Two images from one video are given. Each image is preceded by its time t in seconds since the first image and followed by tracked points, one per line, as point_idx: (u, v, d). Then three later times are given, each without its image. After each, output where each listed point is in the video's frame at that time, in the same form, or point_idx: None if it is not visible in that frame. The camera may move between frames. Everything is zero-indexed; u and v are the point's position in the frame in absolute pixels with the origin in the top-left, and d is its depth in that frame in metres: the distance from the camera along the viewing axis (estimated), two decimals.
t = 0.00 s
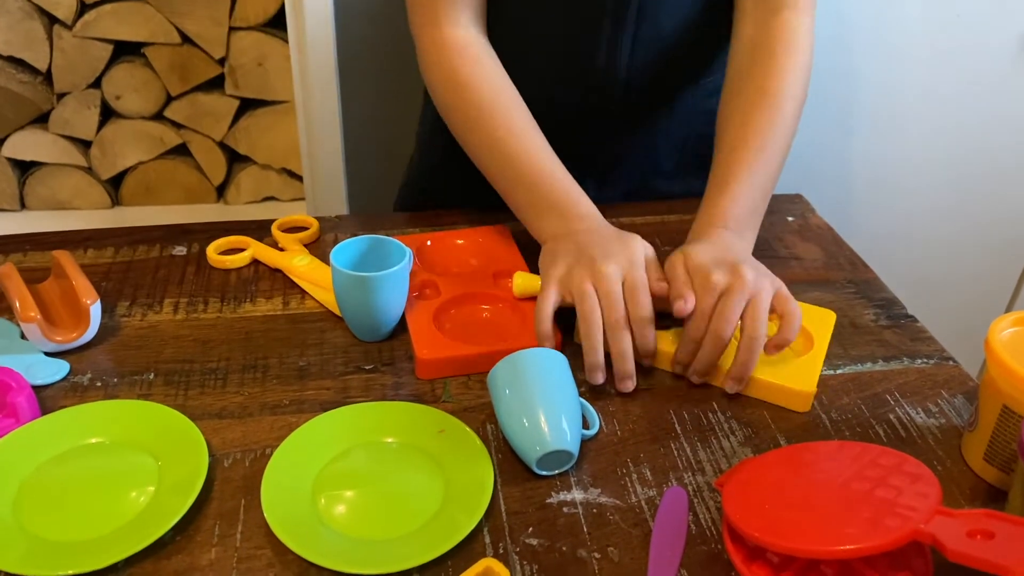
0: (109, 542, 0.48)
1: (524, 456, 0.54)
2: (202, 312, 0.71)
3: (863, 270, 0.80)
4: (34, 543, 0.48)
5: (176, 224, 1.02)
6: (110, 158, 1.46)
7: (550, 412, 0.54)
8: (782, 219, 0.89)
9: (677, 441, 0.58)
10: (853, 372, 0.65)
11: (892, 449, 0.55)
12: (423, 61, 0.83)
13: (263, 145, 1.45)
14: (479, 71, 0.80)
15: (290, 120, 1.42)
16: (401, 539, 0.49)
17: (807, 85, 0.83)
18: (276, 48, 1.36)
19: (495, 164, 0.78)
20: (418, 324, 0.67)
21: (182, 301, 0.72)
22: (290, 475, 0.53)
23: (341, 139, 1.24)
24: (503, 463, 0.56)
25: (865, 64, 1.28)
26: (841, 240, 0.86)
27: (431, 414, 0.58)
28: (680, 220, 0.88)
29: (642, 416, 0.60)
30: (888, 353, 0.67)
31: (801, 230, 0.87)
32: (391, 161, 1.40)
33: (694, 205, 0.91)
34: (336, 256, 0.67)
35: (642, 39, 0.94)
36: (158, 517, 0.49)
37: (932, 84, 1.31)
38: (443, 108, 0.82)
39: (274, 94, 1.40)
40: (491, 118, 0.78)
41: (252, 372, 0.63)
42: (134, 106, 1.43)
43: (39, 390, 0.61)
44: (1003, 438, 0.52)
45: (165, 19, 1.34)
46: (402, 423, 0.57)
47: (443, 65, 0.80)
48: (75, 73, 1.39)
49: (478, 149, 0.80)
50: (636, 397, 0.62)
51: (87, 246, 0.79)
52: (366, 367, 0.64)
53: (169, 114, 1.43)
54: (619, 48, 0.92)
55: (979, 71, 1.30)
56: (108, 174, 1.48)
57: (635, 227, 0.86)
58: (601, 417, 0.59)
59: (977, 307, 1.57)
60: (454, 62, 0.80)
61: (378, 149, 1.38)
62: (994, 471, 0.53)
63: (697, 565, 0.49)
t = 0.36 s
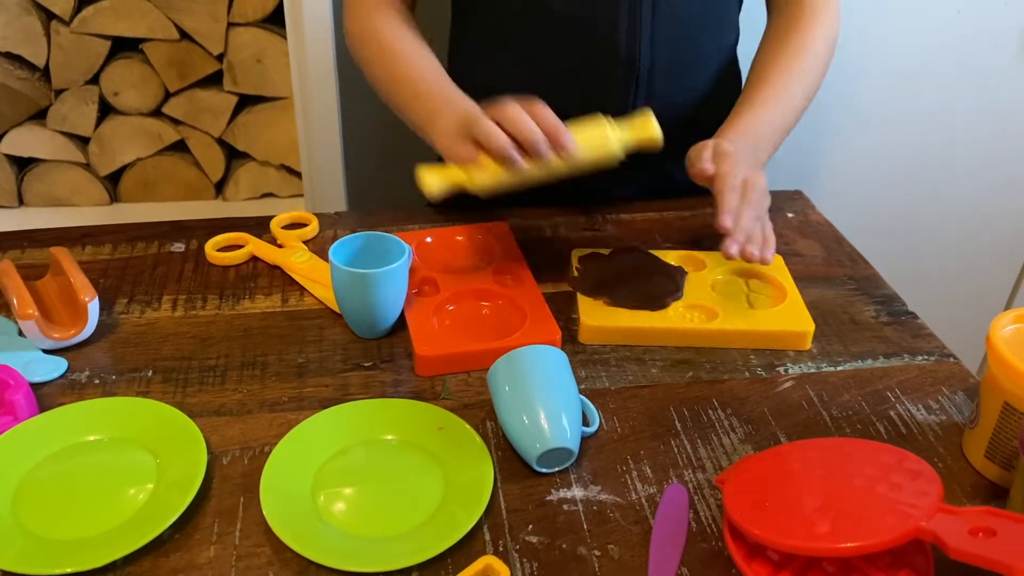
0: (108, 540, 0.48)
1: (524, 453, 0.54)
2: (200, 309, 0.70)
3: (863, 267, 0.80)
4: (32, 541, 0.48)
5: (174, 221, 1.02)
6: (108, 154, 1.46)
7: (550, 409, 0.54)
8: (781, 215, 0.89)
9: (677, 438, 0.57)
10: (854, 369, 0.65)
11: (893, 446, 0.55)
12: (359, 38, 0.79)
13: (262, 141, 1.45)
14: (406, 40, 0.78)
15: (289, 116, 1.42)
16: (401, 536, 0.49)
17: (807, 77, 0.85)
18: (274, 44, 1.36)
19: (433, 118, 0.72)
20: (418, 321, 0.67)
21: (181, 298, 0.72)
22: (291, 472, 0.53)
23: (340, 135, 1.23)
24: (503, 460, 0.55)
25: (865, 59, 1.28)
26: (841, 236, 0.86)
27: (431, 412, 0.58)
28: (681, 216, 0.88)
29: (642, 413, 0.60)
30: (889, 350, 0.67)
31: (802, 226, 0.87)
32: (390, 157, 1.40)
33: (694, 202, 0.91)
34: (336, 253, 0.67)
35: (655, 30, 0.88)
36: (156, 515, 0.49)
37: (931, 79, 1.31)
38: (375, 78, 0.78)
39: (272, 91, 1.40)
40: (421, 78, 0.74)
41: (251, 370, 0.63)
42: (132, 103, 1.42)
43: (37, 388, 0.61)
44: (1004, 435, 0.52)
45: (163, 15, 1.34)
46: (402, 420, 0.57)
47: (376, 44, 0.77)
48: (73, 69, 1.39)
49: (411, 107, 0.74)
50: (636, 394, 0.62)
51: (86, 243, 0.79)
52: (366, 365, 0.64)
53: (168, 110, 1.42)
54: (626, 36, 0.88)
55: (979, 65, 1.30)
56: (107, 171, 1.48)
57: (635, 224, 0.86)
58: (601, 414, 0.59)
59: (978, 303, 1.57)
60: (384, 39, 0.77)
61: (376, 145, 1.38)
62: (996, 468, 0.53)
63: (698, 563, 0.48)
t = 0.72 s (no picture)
0: (111, 537, 0.48)
1: (527, 450, 0.54)
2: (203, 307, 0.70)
3: (865, 264, 0.80)
4: (35, 537, 0.48)
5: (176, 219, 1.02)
6: (109, 152, 1.46)
7: (552, 406, 0.54)
8: (783, 213, 0.89)
9: (679, 435, 0.57)
10: (856, 366, 0.65)
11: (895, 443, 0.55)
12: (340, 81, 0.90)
13: (264, 140, 1.45)
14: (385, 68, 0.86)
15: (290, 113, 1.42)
16: (403, 533, 0.49)
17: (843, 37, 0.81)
18: (276, 42, 1.36)
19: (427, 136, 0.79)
20: (420, 318, 0.67)
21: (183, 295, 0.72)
22: (293, 468, 0.53)
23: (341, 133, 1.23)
24: (505, 457, 0.55)
25: (865, 56, 1.28)
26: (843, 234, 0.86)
27: (434, 408, 0.58)
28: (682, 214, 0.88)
29: (645, 410, 0.60)
30: (891, 347, 0.67)
31: (803, 224, 0.87)
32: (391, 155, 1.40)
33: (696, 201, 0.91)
34: (338, 250, 0.67)
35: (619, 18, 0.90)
36: (159, 511, 0.49)
37: (931, 75, 1.31)
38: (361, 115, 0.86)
39: (274, 88, 1.40)
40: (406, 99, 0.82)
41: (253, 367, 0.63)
42: (133, 101, 1.42)
43: (40, 385, 0.61)
44: (1006, 432, 0.52)
45: (165, 12, 1.34)
46: (404, 418, 0.57)
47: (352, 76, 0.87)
48: (75, 67, 1.39)
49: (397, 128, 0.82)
50: (638, 391, 0.62)
51: (88, 241, 0.79)
52: (368, 362, 0.64)
53: (169, 108, 1.42)
54: (583, 23, 0.90)
55: (979, 61, 1.30)
56: (108, 169, 1.48)
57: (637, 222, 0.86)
58: (603, 412, 0.59)
59: (978, 299, 1.57)
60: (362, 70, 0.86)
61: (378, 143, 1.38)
62: (998, 465, 0.53)
63: (700, 559, 0.48)
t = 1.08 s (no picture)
0: (112, 540, 0.48)
1: (527, 454, 0.54)
2: (203, 310, 0.70)
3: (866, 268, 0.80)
4: (36, 540, 0.48)
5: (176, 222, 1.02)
6: (110, 155, 1.46)
7: (553, 410, 0.54)
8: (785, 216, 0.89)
9: (680, 439, 0.57)
10: (856, 369, 0.65)
11: (896, 446, 0.55)
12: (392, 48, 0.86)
13: (265, 143, 1.45)
14: (456, 41, 0.83)
15: (291, 117, 1.42)
16: (404, 537, 0.49)
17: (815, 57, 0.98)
18: (277, 46, 1.36)
19: (493, 124, 0.81)
20: (420, 322, 0.67)
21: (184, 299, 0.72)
22: (294, 472, 0.53)
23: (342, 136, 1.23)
24: (506, 461, 0.55)
25: (866, 60, 1.28)
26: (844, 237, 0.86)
27: (435, 412, 0.58)
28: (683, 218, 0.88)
29: (645, 413, 0.60)
30: (891, 351, 0.67)
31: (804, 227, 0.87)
32: (391, 160, 1.40)
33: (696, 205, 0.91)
34: (339, 254, 0.67)
35: (622, 10, 0.93)
36: (160, 515, 0.49)
37: (931, 78, 1.31)
38: (418, 90, 0.85)
39: (275, 92, 1.40)
40: (475, 79, 0.81)
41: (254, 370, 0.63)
42: (135, 104, 1.43)
43: (40, 388, 0.61)
44: (1007, 436, 0.52)
45: (166, 16, 1.34)
46: (405, 421, 0.57)
47: (415, 49, 0.83)
48: (76, 71, 1.39)
49: (461, 111, 0.82)
50: (638, 395, 0.62)
51: (89, 244, 0.79)
52: (368, 365, 0.64)
53: (171, 112, 1.43)
54: (600, 28, 0.93)
55: (980, 63, 1.30)
56: (109, 172, 1.48)
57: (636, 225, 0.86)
58: (604, 415, 0.59)
59: (979, 301, 1.57)
60: (427, 44, 0.82)
61: (377, 147, 1.38)
62: (999, 468, 0.53)
63: (701, 563, 0.48)
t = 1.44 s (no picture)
0: (113, 543, 0.48)
1: (527, 456, 0.54)
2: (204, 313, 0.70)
3: (865, 270, 0.80)
4: (38, 543, 0.48)
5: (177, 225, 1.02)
6: (110, 158, 1.46)
7: (553, 412, 0.54)
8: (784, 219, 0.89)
9: (680, 441, 0.58)
10: (856, 372, 0.65)
11: (895, 449, 0.55)
12: (384, 49, 0.86)
13: (264, 146, 1.45)
14: (449, 43, 0.83)
15: (290, 120, 1.42)
16: (404, 539, 0.49)
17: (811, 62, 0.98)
18: (276, 49, 1.36)
19: (487, 125, 0.82)
20: (421, 324, 0.67)
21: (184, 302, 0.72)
22: (294, 475, 0.53)
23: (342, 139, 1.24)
24: (506, 463, 0.55)
25: (866, 63, 1.28)
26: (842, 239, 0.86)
27: (435, 415, 0.58)
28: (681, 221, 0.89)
29: (645, 415, 0.60)
30: (890, 353, 0.67)
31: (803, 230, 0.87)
32: (390, 163, 1.40)
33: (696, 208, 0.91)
34: (339, 257, 0.67)
35: (621, 14, 0.93)
36: (161, 517, 0.49)
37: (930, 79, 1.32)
38: (412, 90, 0.85)
39: (274, 95, 1.40)
40: (468, 81, 0.82)
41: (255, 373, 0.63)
42: (135, 108, 1.43)
43: (41, 391, 0.61)
44: (1006, 438, 0.52)
45: (166, 20, 1.34)
46: (405, 424, 0.57)
47: (412, 52, 0.83)
48: (76, 74, 1.39)
49: (453, 112, 0.83)
50: (638, 397, 0.62)
51: (89, 247, 0.79)
52: (369, 368, 0.64)
53: (170, 115, 1.43)
54: (600, 33, 0.93)
55: (978, 65, 1.31)
56: (109, 175, 1.48)
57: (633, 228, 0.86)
58: (604, 418, 0.59)
59: (978, 301, 1.58)
60: (421, 45, 0.83)
61: (376, 151, 1.39)
62: (998, 470, 0.53)
63: (701, 565, 0.48)
